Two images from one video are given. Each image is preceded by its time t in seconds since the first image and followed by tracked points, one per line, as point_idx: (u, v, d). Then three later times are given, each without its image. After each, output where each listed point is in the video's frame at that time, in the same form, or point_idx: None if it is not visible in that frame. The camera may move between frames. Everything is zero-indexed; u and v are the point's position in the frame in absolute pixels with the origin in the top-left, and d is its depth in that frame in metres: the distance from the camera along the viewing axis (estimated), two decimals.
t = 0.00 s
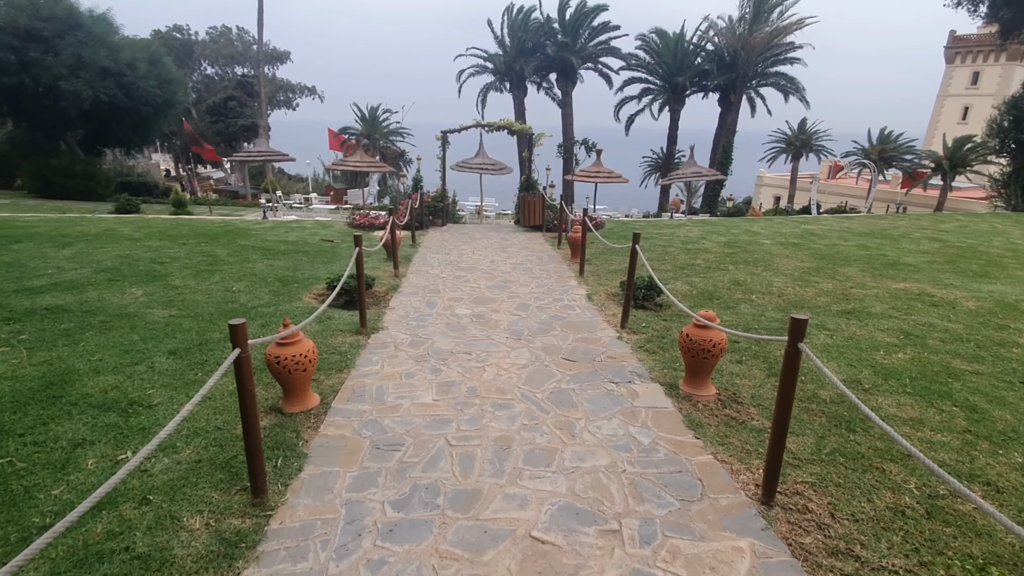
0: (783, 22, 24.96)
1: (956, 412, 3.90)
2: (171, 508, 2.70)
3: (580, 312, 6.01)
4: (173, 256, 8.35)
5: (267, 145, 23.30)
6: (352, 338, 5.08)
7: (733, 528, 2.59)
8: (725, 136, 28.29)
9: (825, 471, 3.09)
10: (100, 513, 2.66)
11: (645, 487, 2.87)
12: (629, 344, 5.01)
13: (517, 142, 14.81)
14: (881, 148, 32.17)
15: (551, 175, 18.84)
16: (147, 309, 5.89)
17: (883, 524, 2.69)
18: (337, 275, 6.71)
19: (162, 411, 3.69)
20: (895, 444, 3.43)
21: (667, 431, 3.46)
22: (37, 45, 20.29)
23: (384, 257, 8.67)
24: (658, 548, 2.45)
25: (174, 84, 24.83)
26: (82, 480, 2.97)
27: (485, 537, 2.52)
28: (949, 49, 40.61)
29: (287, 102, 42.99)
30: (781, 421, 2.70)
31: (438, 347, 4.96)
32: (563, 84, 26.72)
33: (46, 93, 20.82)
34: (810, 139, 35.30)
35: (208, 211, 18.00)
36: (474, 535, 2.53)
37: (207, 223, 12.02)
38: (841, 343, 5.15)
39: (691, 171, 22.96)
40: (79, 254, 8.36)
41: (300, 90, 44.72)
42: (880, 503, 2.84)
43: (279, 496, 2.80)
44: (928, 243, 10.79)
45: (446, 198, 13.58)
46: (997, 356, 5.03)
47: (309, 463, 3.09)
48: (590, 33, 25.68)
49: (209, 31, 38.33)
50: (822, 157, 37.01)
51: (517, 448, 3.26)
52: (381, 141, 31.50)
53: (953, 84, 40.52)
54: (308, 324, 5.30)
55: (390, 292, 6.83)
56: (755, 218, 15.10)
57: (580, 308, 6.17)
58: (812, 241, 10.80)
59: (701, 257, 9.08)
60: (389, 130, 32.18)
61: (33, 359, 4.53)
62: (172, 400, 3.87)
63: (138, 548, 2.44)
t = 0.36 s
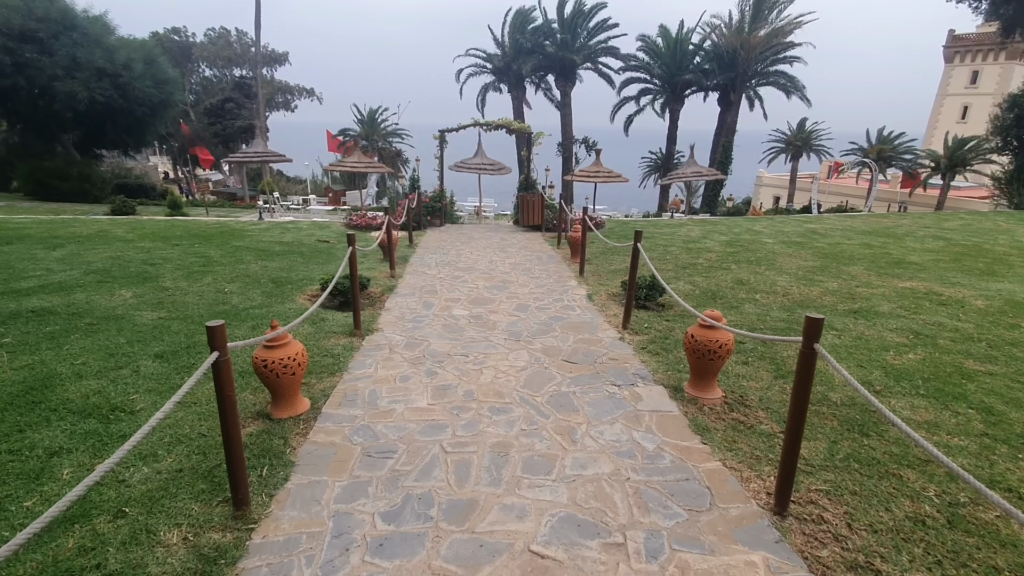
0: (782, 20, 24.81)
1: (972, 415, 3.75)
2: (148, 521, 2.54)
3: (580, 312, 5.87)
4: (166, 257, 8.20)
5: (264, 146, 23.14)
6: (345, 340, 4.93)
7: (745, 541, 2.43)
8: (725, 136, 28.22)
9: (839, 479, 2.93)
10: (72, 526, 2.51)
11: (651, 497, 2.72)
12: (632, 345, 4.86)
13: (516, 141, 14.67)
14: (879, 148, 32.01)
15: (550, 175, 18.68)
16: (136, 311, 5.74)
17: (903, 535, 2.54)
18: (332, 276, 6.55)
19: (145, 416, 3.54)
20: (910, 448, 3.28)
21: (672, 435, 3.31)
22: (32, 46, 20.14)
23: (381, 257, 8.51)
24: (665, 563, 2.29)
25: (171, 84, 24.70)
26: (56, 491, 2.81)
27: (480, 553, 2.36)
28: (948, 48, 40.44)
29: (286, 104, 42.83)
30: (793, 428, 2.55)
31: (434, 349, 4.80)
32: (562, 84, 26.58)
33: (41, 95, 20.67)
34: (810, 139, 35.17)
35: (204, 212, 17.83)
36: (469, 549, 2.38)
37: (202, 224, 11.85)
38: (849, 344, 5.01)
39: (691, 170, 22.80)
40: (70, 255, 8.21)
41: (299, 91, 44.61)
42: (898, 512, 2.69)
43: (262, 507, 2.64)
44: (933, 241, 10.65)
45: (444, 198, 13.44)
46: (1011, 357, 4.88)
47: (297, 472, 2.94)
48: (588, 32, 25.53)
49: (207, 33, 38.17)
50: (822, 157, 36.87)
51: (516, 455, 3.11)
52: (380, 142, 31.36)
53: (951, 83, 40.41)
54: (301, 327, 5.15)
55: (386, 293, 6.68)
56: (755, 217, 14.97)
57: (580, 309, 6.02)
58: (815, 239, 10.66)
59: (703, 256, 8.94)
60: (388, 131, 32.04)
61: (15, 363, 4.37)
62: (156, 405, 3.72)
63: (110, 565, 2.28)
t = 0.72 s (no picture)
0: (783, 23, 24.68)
1: (995, 417, 3.50)
2: (98, 536, 2.30)
3: (579, 313, 5.63)
4: (153, 258, 7.98)
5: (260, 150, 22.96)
6: (332, 341, 4.69)
7: (759, 558, 2.19)
8: (725, 140, 28.10)
9: (859, 487, 2.69)
10: (13, 541, 2.27)
11: (655, 508, 2.48)
12: (633, 347, 4.62)
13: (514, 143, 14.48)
14: (877, 154, 31.83)
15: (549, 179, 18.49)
16: (115, 312, 5.50)
17: (933, 549, 2.29)
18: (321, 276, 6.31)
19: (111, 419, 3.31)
20: (933, 454, 3.04)
21: (677, 440, 3.07)
22: (28, 49, 20.04)
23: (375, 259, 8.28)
24: None
25: (168, 89, 24.58)
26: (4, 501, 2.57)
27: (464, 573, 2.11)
28: (945, 55, 40.39)
29: (286, 111, 42.75)
30: (811, 432, 2.32)
31: (425, 350, 4.56)
32: (561, 89, 26.45)
33: (37, 99, 20.55)
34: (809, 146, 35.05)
35: (200, 217, 17.63)
36: (453, 568, 2.13)
37: (194, 226, 11.63)
38: (860, 345, 4.78)
39: (691, 174, 22.63)
40: (54, 256, 7.98)
41: (299, 98, 44.56)
42: (925, 523, 2.45)
43: (227, 520, 2.40)
44: (939, 243, 10.42)
45: (441, 200, 13.23)
46: None
47: (269, 481, 2.70)
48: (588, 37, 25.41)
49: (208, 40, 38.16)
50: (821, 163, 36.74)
51: (508, 462, 2.86)
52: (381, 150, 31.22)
53: (950, 89, 40.32)
54: (286, 328, 4.91)
55: (378, 294, 6.45)
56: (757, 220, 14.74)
57: (579, 309, 5.79)
58: (819, 241, 10.43)
59: (705, 258, 8.71)
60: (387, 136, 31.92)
61: None
62: (125, 408, 3.46)
63: None
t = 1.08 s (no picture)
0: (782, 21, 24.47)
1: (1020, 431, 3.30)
2: (46, 567, 2.10)
3: (577, 316, 5.42)
4: (140, 259, 7.76)
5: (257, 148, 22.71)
6: (318, 346, 4.48)
7: None
8: (725, 140, 27.92)
9: (880, 511, 2.49)
10: None
11: (658, 535, 2.27)
12: (633, 353, 4.41)
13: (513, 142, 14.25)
14: (878, 153, 31.57)
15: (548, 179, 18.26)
16: (96, 315, 5.29)
17: None
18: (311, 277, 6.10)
19: (77, 431, 3.09)
20: (957, 472, 2.83)
21: (681, 456, 2.87)
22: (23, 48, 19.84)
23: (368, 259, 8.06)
24: None
25: (164, 87, 24.35)
26: None
27: None
28: (946, 55, 40.18)
29: (285, 110, 42.46)
30: (830, 454, 2.11)
31: (414, 356, 4.34)
32: (560, 88, 26.21)
33: (32, 98, 20.33)
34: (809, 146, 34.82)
35: (194, 216, 17.38)
36: None
37: (186, 226, 11.40)
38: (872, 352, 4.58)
39: (692, 173, 22.41)
40: (39, 257, 7.76)
41: (298, 97, 44.28)
42: (951, 552, 2.25)
43: (189, 549, 2.20)
44: (946, 244, 10.22)
45: (438, 199, 13.01)
46: None
47: (238, 503, 2.49)
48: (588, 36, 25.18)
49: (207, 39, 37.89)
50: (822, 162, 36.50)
51: (499, 482, 2.65)
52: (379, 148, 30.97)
53: (951, 90, 40.15)
54: (272, 333, 4.70)
55: (369, 296, 6.24)
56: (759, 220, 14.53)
57: (578, 313, 5.57)
58: (823, 241, 10.22)
59: (707, 258, 8.49)
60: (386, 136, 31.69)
61: None
62: (92, 420, 3.23)
63: None
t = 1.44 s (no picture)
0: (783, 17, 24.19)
1: None
2: None
3: (580, 322, 5.13)
4: (125, 261, 7.47)
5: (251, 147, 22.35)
6: (305, 357, 4.19)
7: None
8: (726, 137, 27.64)
9: (925, 550, 2.22)
10: None
11: None
12: (641, 362, 4.12)
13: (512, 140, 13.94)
14: (879, 150, 31.18)
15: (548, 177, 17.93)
16: (71, 323, 4.99)
17: None
18: (300, 281, 5.80)
19: (33, 458, 2.80)
20: (1005, 501, 2.56)
21: (701, 484, 2.58)
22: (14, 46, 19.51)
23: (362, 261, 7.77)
24: None
25: (158, 85, 24.00)
26: None
27: None
28: (946, 51, 39.93)
29: (282, 109, 42.02)
30: (881, 490, 1.84)
31: (407, 367, 4.04)
32: (559, 85, 25.88)
33: (22, 96, 20.00)
34: (809, 143, 34.52)
35: (187, 216, 17.04)
36: None
37: (176, 226, 11.09)
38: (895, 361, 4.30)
39: (693, 171, 22.10)
40: (19, 260, 7.45)
41: (295, 96, 43.85)
42: None
43: None
44: (957, 243, 9.95)
45: (435, 199, 12.70)
46: None
47: (204, 545, 2.21)
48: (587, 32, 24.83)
49: (203, 38, 37.46)
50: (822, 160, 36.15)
51: (498, 517, 2.36)
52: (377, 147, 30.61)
53: (951, 87, 39.92)
54: (256, 342, 4.41)
55: (362, 301, 5.95)
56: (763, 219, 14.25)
57: (581, 318, 5.29)
58: (831, 241, 9.95)
59: (713, 259, 8.22)
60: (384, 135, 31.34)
61: None
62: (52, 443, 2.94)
63: None
